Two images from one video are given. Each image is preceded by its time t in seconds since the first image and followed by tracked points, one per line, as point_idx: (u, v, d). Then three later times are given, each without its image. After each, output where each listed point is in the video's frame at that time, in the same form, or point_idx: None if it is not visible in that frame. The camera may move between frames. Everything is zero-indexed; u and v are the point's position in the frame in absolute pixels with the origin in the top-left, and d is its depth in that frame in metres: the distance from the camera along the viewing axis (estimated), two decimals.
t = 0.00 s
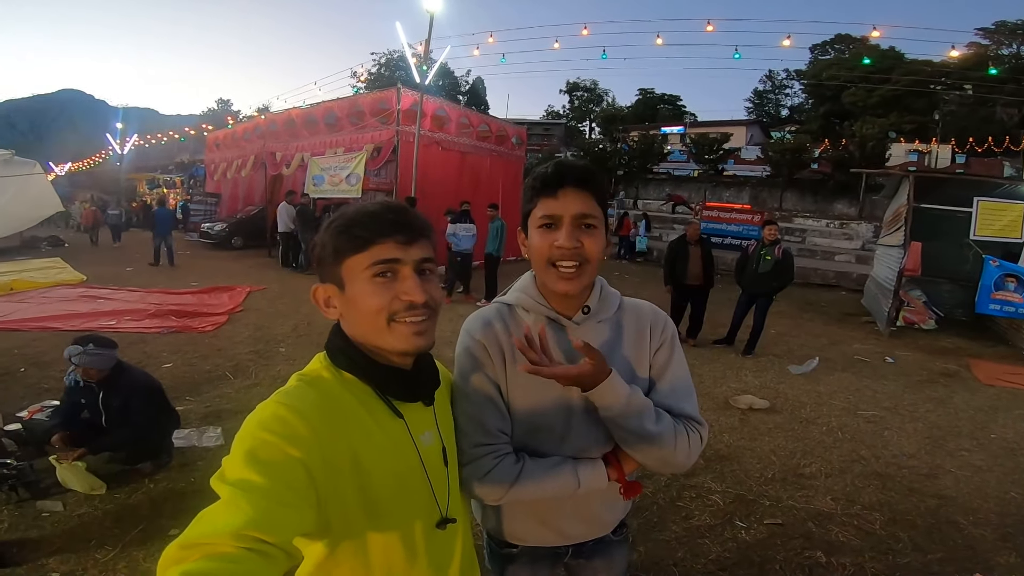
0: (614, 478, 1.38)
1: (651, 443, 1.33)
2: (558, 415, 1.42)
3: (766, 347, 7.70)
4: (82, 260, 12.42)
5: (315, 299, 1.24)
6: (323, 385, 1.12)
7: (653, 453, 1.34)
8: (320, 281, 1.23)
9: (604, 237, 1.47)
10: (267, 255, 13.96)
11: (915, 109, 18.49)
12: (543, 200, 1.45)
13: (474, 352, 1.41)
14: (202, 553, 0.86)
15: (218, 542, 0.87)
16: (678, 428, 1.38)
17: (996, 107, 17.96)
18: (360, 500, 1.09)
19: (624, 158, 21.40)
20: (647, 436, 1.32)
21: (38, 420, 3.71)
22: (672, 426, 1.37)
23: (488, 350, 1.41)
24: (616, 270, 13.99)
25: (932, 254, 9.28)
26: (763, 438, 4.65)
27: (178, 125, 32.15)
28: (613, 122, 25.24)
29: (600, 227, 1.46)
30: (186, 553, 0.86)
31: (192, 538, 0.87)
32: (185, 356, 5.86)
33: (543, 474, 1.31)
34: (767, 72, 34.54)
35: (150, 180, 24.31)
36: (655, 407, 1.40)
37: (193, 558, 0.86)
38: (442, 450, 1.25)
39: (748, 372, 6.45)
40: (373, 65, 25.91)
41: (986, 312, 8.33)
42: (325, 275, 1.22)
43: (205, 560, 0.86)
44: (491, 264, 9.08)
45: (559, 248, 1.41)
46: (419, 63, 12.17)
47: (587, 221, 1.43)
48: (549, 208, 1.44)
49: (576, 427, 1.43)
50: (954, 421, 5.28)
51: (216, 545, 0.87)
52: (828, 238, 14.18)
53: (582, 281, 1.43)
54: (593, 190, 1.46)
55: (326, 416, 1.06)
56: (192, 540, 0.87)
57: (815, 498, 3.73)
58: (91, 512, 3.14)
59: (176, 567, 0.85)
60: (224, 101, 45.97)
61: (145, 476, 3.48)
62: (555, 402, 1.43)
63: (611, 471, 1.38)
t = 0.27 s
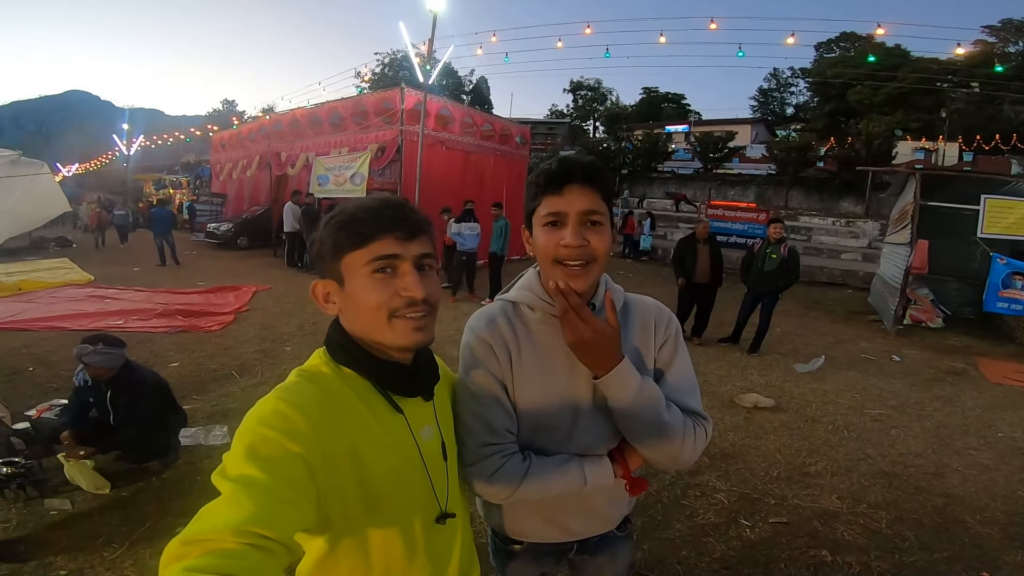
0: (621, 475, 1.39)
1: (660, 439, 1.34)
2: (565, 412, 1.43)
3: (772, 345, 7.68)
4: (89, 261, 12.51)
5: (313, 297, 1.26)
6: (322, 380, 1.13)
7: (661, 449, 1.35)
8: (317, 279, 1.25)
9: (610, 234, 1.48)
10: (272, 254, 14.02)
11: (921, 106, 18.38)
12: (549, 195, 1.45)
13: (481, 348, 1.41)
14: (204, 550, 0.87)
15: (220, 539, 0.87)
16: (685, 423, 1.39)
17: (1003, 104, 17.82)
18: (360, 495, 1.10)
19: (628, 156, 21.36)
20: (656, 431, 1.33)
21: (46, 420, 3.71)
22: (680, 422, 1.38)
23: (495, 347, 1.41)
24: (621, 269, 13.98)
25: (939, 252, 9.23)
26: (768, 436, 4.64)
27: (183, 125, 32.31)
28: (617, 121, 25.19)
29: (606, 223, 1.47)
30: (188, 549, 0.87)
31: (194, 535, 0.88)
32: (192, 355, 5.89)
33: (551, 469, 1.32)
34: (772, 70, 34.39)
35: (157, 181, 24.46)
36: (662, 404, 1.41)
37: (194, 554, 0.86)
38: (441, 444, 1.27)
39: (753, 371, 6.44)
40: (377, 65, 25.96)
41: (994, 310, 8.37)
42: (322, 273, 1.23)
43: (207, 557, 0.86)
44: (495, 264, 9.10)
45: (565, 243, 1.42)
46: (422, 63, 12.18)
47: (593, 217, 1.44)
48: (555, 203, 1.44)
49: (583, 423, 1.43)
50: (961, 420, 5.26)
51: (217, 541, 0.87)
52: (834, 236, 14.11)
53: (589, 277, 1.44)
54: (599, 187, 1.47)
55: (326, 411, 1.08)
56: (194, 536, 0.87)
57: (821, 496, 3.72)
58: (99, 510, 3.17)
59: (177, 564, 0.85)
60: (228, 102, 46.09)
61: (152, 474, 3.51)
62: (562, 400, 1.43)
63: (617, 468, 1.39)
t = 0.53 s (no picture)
0: (624, 478, 1.40)
1: (663, 443, 1.34)
2: (570, 415, 1.43)
3: (778, 347, 7.64)
4: (98, 263, 12.62)
5: (317, 299, 1.27)
6: (326, 380, 1.14)
7: (666, 452, 1.36)
8: (321, 280, 1.26)
9: (615, 235, 1.49)
10: (279, 256, 14.10)
11: (928, 106, 18.25)
12: (555, 197, 1.46)
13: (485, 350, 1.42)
14: (208, 549, 0.87)
15: (224, 538, 0.88)
16: (689, 427, 1.39)
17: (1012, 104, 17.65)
18: (363, 494, 1.11)
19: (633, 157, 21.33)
20: (661, 434, 1.33)
21: (56, 421, 3.73)
22: (684, 424, 1.38)
23: (500, 348, 1.42)
24: (626, 270, 13.96)
25: (947, 252, 9.16)
26: (775, 438, 4.62)
27: (191, 128, 32.55)
28: (622, 122, 25.18)
29: (611, 224, 1.48)
30: (191, 549, 0.88)
31: (198, 535, 0.89)
32: (199, 356, 5.93)
33: (555, 471, 1.32)
34: (778, 70, 34.25)
35: (165, 184, 24.64)
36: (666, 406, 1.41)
37: (198, 554, 0.87)
38: (445, 444, 1.28)
39: (760, 373, 6.41)
40: (382, 68, 26.05)
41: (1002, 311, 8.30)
42: (326, 275, 1.25)
43: (210, 557, 0.87)
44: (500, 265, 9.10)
45: (569, 245, 1.42)
46: (427, 64, 12.21)
47: (598, 219, 1.45)
48: (560, 205, 1.45)
49: (587, 426, 1.44)
50: (971, 422, 5.21)
51: (221, 541, 0.88)
52: (842, 237, 14.03)
53: (593, 279, 1.44)
54: (604, 188, 1.48)
55: (329, 412, 1.09)
56: (197, 536, 0.88)
57: (827, 498, 3.71)
58: (107, 510, 3.20)
59: (181, 563, 0.86)
60: (235, 104, 46.39)
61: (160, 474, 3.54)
62: (567, 402, 1.43)
63: (621, 471, 1.40)
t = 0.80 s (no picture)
0: (625, 477, 1.40)
1: (665, 444, 1.35)
2: (573, 414, 1.44)
3: (785, 348, 7.61)
4: (106, 264, 12.71)
5: (323, 297, 1.28)
6: (335, 379, 1.16)
7: (668, 453, 1.36)
8: (327, 278, 1.27)
9: (617, 232, 1.49)
10: (285, 257, 14.16)
11: (936, 106, 18.16)
12: (557, 194, 1.46)
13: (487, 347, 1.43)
14: (216, 549, 0.88)
15: (232, 538, 0.89)
16: (691, 428, 1.40)
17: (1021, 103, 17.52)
18: (370, 494, 1.12)
19: (639, 158, 21.31)
20: (661, 435, 1.34)
21: (65, 420, 3.76)
22: (686, 426, 1.38)
23: (501, 347, 1.42)
24: (632, 271, 13.94)
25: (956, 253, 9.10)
26: (781, 439, 4.60)
27: (198, 130, 32.77)
28: (627, 123, 25.15)
29: (614, 221, 1.49)
30: (199, 550, 0.88)
31: (206, 535, 0.90)
32: (207, 357, 5.97)
33: (555, 471, 1.33)
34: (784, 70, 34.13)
35: (173, 185, 24.83)
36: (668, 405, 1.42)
37: (207, 553, 0.88)
38: (453, 443, 1.29)
39: (766, 373, 6.39)
40: (387, 69, 26.13)
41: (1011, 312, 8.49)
42: (332, 273, 1.26)
43: (218, 557, 0.87)
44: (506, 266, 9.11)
45: (572, 242, 1.43)
46: (432, 66, 12.25)
47: (601, 215, 1.45)
48: (562, 202, 1.45)
49: (588, 425, 1.44)
50: (979, 423, 5.18)
51: (228, 541, 0.89)
52: (849, 238, 13.95)
53: (595, 275, 1.45)
54: (606, 185, 1.49)
55: (337, 411, 1.10)
56: (206, 537, 0.89)
57: (834, 499, 3.69)
58: (116, 509, 3.22)
59: (189, 564, 0.87)
60: (242, 105, 46.62)
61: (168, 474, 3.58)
62: (568, 401, 1.44)
63: (621, 471, 1.41)
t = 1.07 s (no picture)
0: (627, 477, 1.41)
1: (664, 443, 1.36)
2: (574, 415, 1.44)
3: (789, 350, 7.59)
4: (113, 265, 12.81)
5: (328, 298, 1.30)
6: (338, 379, 1.17)
7: (668, 452, 1.37)
8: (332, 280, 1.29)
9: (617, 234, 1.51)
10: (290, 259, 14.23)
11: (942, 109, 18.09)
12: (557, 197, 1.48)
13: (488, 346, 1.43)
14: (219, 546, 0.89)
15: (236, 535, 0.90)
16: (690, 427, 1.41)
17: None
18: (372, 494, 1.13)
19: (643, 160, 21.32)
20: (660, 434, 1.34)
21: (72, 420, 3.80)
22: (685, 425, 1.39)
23: (503, 346, 1.43)
24: (636, 273, 13.94)
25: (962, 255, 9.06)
26: (784, 442, 4.60)
27: (204, 132, 32.98)
28: (631, 125, 25.16)
29: (613, 224, 1.50)
30: (203, 545, 0.90)
31: (209, 531, 0.90)
32: (212, 358, 6.00)
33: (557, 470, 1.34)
34: (789, 73, 34.06)
35: (179, 187, 25.02)
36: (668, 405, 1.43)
37: (210, 550, 0.89)
38: (454, 445, 1.30)
39: (770, 376, 6.38)
40: (392, 72, 26.24)
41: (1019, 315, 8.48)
42: (337, 274, 1.27)
43: (221, 553, 0.89)
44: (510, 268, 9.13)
45: (572, 243, 1.44)
46: (437, 69, 12.29)
47: (601, 218, 1.46)
48: (561, 205, 1.47)
49: (589, 425, 1.45)
50: (984, 426, 5.15)
51: (231, 538, 0.90)
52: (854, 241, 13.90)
53: (595, 277, 1.46)
54: (606, 188, 1.50)
55: (340, 411, 1.11)
56: (209, 533, 0.90)
57: (837, 502, 3.68)
58: (120, 508, 3.25)
59: (193, 560, 0.88)
60: (248, 108, 46.89)
61: (173, 472, 3.60)
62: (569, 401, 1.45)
63: (623, 469, 1.41)
